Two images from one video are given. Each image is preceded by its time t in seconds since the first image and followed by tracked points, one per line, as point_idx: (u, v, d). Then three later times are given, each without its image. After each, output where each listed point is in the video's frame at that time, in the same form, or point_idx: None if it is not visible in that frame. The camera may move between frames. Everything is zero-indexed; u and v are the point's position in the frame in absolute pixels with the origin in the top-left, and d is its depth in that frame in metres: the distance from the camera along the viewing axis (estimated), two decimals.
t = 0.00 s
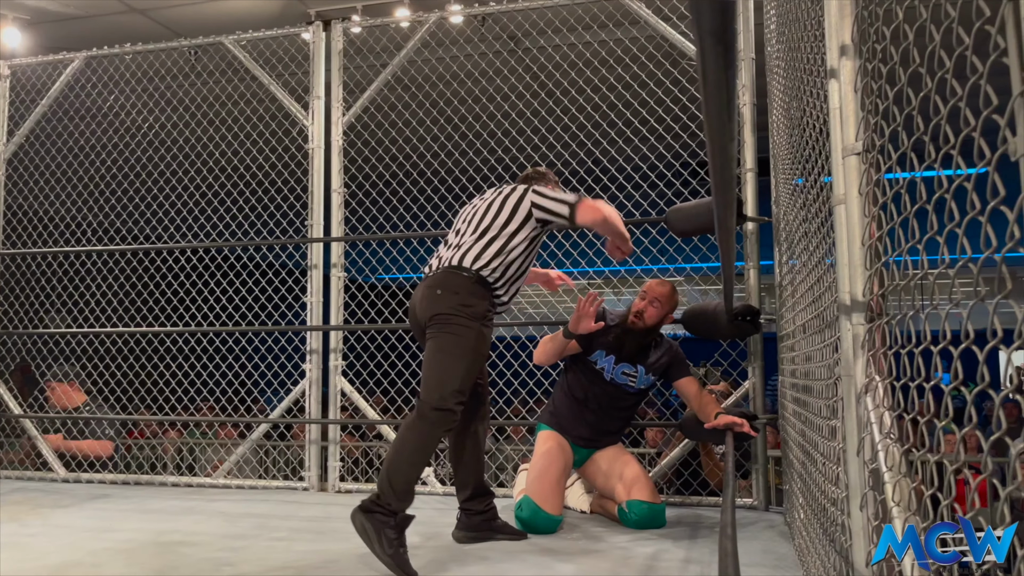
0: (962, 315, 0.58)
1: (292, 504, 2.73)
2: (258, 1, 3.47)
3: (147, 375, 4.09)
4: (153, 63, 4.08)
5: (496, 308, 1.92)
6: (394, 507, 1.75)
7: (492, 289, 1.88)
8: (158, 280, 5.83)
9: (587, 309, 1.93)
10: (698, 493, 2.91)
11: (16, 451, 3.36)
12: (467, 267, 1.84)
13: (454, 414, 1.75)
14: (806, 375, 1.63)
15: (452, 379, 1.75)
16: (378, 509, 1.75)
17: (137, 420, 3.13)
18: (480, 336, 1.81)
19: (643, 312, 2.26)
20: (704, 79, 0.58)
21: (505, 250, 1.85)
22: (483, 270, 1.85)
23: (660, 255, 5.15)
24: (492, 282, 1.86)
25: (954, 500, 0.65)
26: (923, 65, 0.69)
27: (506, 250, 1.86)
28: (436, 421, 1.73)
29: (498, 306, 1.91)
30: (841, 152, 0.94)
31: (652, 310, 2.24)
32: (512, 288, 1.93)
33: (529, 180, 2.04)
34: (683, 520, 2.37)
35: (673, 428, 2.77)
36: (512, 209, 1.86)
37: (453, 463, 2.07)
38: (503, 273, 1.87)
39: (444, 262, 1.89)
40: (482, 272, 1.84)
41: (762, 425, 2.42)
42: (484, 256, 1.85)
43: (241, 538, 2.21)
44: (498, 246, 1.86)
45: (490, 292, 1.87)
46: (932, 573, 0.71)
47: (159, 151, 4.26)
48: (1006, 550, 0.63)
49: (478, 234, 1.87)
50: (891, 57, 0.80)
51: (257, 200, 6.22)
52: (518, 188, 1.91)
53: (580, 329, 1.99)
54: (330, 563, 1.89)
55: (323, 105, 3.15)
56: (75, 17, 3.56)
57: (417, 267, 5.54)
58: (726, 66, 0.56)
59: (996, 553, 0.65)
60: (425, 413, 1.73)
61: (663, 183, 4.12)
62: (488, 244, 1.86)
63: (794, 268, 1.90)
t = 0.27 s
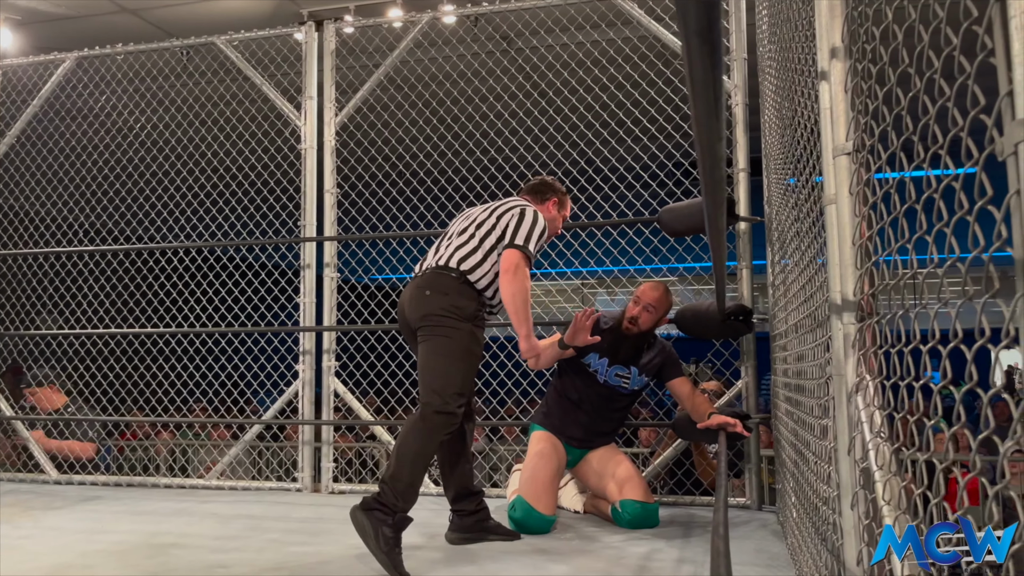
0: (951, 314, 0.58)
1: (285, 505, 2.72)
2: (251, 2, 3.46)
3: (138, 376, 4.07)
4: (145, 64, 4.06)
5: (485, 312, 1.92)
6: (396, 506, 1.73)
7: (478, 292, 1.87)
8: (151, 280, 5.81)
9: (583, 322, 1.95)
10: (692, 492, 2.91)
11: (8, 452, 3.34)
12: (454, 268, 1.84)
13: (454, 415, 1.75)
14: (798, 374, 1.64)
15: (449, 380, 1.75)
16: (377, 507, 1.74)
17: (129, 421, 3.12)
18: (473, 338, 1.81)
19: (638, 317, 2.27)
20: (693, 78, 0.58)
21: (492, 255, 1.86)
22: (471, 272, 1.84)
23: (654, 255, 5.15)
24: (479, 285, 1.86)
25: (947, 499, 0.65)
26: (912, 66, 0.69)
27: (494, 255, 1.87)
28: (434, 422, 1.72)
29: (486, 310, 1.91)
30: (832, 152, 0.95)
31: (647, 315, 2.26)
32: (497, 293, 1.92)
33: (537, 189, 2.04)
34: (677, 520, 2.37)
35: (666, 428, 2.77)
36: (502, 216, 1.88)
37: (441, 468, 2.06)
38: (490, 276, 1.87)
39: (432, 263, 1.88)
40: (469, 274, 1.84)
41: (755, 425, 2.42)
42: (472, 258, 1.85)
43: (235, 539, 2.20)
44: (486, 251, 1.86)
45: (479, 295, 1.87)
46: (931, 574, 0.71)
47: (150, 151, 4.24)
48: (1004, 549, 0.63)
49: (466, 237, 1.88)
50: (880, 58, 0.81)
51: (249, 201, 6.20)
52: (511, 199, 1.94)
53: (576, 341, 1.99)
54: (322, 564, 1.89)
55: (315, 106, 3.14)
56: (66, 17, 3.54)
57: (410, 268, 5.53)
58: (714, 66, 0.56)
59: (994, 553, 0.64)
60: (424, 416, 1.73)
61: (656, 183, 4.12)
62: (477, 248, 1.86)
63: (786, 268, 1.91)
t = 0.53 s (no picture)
0: (939, 316, 0.58)
1: (278, 507, 2.71)
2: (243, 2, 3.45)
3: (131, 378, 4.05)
4: (138, 65, 4.05)
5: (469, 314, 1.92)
6: (378, 509, 1.73)
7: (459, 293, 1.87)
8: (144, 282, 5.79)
9: (575, 317, 1.96)
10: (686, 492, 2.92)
11: None
12: (433, 272, 1.84)
13: (440, 419, 1.75)
14: (790, 374, 1.64)
15: (433, 384, 1.75)
16: (359, 513, 1.73)
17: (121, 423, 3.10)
18: (455, 340, 1.81)
19: (631, 314, 2.28)
20: (678, 83, 0.58)
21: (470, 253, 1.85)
22: (449, 274, 1.84)
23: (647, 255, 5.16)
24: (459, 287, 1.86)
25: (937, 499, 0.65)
26: (899, 68, 0.69)
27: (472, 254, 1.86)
28: (419, 427, 1.73)
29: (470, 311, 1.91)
30: (822, 154, 0.95)
31: (640, 312, 2.27)
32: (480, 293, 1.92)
33: (520, 180, 2.03)
34: (670, 520, 2.37)
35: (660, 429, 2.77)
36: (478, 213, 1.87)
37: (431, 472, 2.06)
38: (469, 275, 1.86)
39: (411, 269, 1.89)
40: (447, 276, 1.84)
41: (749, 425, 2.43)
42: (450, 260, 1.85)
43: (227, 542, 2.19)
44: (463, 251, 1.86)
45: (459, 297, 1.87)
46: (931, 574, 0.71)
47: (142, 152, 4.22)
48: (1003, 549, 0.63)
49: (442, 238, 1.89)
50: (869, 60, 0.81)
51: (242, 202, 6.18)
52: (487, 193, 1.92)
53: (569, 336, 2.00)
54: (315, 566, 1.89)
55: (308, 106, 3.13)
56: (57, 18, 3.53)
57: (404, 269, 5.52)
58: (699, 70, 0.57)
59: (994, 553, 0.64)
60: (409, 421, 1.73)
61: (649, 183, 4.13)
62: (454, 249, 1.86)
63: (778, 269, 1.91)
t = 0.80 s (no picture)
0: (934, 315, 0.59)
1: (274, 509, 2.71)
2: (238, 4, 3.44)
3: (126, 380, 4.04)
4: (132, 67, 4.04)
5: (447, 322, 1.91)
6: (339, 526, 1.72)
7: (436, 300, 1.87)
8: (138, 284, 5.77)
9: (569, 313, 1.95)
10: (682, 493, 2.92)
11: None
12: (407, 282, 1.84)
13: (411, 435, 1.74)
14: (786, 374, 1.65)
15: (406, 398, 1.75)
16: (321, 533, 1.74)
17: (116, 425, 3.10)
18: (429, 352, 1.80)
19: (624, 312, 2.27)
20: (671, 83, 0.58)
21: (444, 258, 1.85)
22: (423, 283, 1.84)
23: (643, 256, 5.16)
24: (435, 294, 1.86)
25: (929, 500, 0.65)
26: (893, 69, 0.70)
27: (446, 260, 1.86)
28: (386, 442, 1.72)
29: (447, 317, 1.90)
30: (816, 154, 0.95)
31: (633, 309, 2.26)
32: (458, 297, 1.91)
33: (480, 169, 2.02)
34: (666, 520, 2.38)
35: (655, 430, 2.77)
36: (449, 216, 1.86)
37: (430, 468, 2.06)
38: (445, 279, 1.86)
39: (387, 279, 1.90)
40: (422, 286, 1.84)
41: (744, 425, 2.43)
42: (424, 268, 1.85)
43: (222, 544, 2.19)
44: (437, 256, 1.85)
45: (435, 304, 1.86)
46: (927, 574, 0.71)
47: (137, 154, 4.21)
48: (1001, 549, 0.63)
49: (415, 246, 1.88)
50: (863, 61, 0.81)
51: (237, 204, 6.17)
52: (458, 193, 1.91)
53: (563, 333, 1.99)
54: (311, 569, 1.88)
55: (303, 108, 3.13)
56: (52, 20, 3.52)
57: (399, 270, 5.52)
58: (693, 72, 0.57)
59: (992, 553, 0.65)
60: (379, 436, 1.73)
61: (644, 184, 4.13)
62: (427, 256, 1.86)
63: (773, 270, 1.92)
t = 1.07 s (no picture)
0: (931, 316, 0.59)
1: (270, 511, 2.70)
2: (234, 5, 3.43)
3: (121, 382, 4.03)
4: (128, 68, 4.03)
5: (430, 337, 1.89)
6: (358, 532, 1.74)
7: (419, 318, 1.86)
8: (133, 286, 5.75)
9: (570, 316, 1.96)
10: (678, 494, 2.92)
11: None
12: (387, 303, 1.83)
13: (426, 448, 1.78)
14: (782, 375, 1.65)
15: (410, 415, 1.77)
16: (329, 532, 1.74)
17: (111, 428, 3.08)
18: (420, 368, 1.81)
19: (620, 312, 2.27)
20: (670, 83, 0.58)
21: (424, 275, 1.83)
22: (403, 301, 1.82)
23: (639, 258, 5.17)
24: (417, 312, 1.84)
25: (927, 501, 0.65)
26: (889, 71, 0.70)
27: (428, 277, 1.84)
28: (404, 457, 1.75)
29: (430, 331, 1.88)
30: (813, 155, 0.95)
31: (629, 310, 2.25)
32: (442, 311, 1.89)
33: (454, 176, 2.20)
34: (663, 522, 2.38)
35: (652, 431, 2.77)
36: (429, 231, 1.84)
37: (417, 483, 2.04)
38: (426, 295, 1.84)
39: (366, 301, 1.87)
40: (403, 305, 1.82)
41: (741, 426, 2.43)
42: (404, 287, 1.83)
43: (218, 547, 2.18)
44: (417, 273, 1.84)
45: (417, 321, 1.85)
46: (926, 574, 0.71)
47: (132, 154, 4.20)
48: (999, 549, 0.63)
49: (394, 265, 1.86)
50: (858, 63, 0.81)
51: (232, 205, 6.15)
52: (437, 204, 1.88)
53: (563, 336, 2.01)
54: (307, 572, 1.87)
55: (299, 110, 3.12)
56: (47, 21, 3.51)
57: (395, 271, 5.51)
58: (690, 71, 0.56)
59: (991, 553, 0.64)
60: (392, 453, 1.76)
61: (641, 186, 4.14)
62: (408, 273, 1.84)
63: (769, 271, 1.92)
